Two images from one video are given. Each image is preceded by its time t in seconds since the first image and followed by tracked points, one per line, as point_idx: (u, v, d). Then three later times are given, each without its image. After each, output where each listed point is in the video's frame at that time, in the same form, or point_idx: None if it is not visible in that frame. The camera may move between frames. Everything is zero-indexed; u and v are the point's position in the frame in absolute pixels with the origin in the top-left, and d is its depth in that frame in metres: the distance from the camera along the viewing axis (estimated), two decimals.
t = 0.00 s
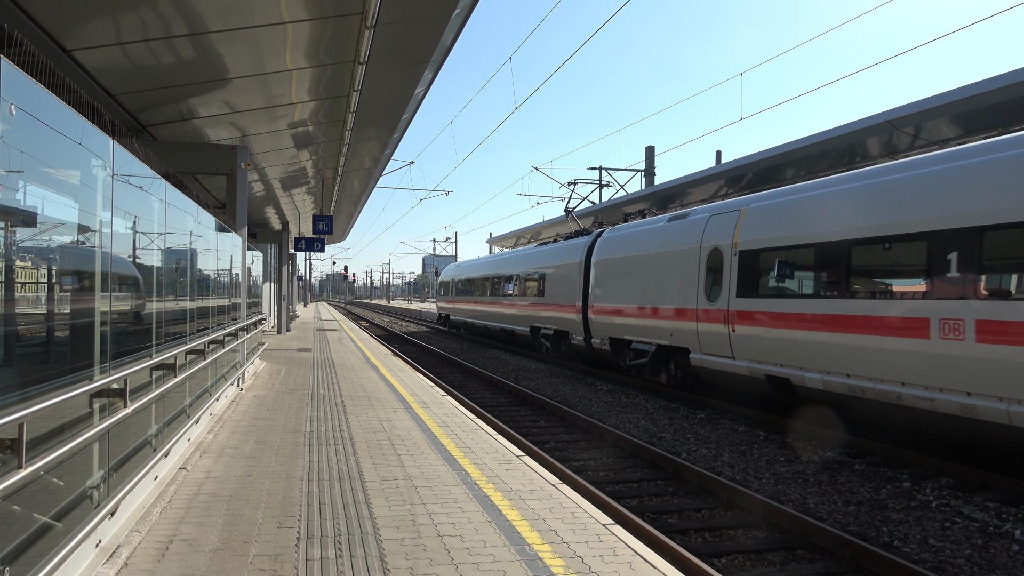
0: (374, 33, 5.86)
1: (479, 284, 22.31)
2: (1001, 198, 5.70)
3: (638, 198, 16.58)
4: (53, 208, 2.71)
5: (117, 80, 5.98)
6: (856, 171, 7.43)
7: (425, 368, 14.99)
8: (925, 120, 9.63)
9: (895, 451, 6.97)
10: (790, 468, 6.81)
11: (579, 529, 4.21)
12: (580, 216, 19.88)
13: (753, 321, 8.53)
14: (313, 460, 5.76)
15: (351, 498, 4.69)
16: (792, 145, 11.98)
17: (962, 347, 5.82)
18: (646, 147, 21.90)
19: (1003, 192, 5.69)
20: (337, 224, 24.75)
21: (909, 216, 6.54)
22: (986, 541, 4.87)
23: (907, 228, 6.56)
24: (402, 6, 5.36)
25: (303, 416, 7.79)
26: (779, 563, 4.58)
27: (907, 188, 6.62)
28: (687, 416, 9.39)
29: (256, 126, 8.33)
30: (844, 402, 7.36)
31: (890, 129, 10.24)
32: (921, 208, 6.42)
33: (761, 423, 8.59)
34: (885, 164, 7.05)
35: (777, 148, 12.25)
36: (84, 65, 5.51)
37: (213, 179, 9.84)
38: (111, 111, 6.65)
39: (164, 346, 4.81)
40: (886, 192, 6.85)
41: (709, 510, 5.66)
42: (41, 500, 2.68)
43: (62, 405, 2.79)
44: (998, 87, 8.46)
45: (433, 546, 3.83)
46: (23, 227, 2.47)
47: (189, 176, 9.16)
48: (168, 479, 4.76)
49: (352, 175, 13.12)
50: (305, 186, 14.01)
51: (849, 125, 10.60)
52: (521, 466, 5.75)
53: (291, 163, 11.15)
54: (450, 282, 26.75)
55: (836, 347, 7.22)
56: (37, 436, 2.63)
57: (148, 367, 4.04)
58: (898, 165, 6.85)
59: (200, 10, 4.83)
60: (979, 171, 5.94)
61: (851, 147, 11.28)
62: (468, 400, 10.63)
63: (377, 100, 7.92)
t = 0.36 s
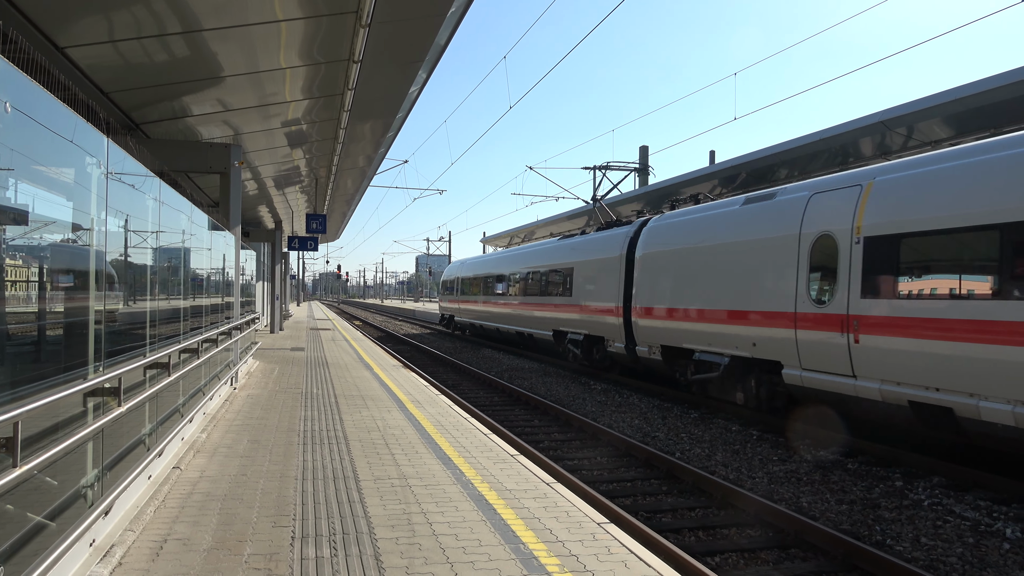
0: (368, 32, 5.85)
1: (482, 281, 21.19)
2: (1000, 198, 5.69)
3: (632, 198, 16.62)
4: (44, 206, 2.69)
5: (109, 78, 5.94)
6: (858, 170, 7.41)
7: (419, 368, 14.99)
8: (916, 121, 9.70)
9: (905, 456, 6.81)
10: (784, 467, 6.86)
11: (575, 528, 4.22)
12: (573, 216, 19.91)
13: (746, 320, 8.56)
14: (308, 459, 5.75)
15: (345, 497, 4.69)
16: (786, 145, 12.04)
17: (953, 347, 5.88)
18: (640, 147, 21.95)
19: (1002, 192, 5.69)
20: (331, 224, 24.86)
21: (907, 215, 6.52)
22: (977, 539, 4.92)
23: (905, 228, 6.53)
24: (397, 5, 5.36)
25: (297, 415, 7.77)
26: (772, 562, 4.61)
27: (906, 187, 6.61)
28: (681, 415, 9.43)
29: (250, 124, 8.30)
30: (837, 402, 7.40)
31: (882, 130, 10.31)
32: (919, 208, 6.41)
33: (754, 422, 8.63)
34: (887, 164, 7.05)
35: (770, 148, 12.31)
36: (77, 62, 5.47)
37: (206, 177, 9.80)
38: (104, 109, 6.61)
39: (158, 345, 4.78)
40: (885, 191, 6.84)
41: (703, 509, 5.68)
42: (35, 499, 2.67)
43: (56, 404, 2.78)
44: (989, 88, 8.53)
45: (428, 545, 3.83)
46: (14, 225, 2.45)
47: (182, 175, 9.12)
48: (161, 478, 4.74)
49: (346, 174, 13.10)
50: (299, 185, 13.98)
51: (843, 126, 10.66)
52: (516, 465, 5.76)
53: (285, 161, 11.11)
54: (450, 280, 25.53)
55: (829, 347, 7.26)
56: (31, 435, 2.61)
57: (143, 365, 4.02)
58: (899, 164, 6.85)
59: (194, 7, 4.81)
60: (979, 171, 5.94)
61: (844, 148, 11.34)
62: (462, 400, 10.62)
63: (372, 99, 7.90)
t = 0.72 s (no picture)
0: (360, 31, 5.85)
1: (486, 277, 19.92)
2: (996, 199, 5.66)
3: (624, 198, 16.68)
4: (34, 204, 2.67)
5: (100, 76, 5.89)
6: (858, 170, 7.37)
7: (411, 367, 15.01)
8: (906, 122, 9.78)
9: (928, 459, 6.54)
10: (774, 466, 6.91)
11: (567, 526, 4.23)
12: (565, 216, 19.95)
13: (736, 320, 8.59)
14: (300, 458, 5.74)
15: (337, 496, 4.68)
16: (777, 146, 12.13)
17: (940, 346, 5.94)
18: (632, 147, 22.02)
19: (997, 193, 5.66)
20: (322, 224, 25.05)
21: (902, 215, 6.47)
22: (965, 537, 4.98)
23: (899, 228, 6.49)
24: (389, 4, 5.36)
25: (288, 414, 7.75)
26: (762, 559, 4.64)
27: (904, 187, 6.57)
28: (672, 414, 9.48)
29: (241, 123, 8.26)
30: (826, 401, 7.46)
31: (873, 131, 10.39)
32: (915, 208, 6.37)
33: (745, 422, 8.68)
34: (888, 164, 7.01)
35: (762, 149, 12.39)
36: (67, 59, 5.43)
37: (197, 175, 9.74)
38: (95, 107, 6.57)
39: (150, 343, 4.76)
40: (882, 190, 6.80)
41: (694, 507, 5.72)
42: (25, 498, 2.65)
43: (47, 402, 2.76)
44: (979, 90, 8.61)
45: (421, 544, 3.83)
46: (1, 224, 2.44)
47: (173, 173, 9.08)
48: (153, 477, 4.72)
49: (338, 173, 13.07)
50: (290, 183, 13.93)
51: (835, 126, 10.73)
52: (508, 464, 5.76)
53: (276, 160, 11.07)
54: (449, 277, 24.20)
55: (819, 346, 7.30)
56: (23, 433, 2.61)
57: (134, 364, 4.00)
58: (899, 165, 6.82)
59: (185, 5, 4.79)
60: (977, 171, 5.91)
61: (835, 149, 11.43)
62: (454, 398, 10.62)
63: (363, 98, 7.89)
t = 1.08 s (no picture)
0: (352, 29, 5.83)
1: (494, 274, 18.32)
2: (991, 198, 5.63)
3: (614, 198, 16.73)
4: (21, 202, 2.65)
5: (88, 72, 5.84)
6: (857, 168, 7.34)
7: (401, 366, 15.00)
8: (896, 122, 9.87)
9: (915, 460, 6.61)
10: (764, 465, 6.96)
11: (558, 525, 4.25)
12: (556, 215, 20.00)
13: (727, 320, 8.64)
14: (291, 457, 5.72)
15: (328, 495, 4.68)
16: (768, 146, 12.21)
17: (928, 345, 6.00)
18: (623, 147, 22.09)
19: (992, 193, 5.64)
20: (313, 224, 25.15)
21: (898, 213, 6.45)
22: (952, 535, 5.03)
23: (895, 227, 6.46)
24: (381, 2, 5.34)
25: (278, 413, 7.72)
26: (753, 558, 4.68)
27: (902, 185, 6.55)
28: (663, 413, 9.51)
29: (230, 121, 8.21)
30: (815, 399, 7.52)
31: (862, 131, 10.48)
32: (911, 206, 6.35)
33: (735, 420, 8.73)
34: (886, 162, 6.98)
35: (753, 149, 12.48)
36: (55, 56, 5.38)
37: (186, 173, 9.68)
38: (84, 105, 6.52)
39: (139, 342, 4.73)
40: (879, 189, 6.77)
41: (685, 506, 5.75)
42: (13, 498, 2.62)
43: (36, 401, 2.74)
44: (967, 91, 8.70)
45: (412, 543, 3.83)
46: None
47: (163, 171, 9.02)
48: (142, 476, 4.69)
49: (328, 172, 13.04)
50: (280, 182, 13.87)
51: (825, 126, 10.81)
52: (499, 463, 5.76)
53: (266, 158, 11.01)
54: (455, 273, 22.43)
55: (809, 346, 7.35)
56: (11, 432, 2.58)
57: (123, 363, 3.98)
58: (900, 163, 6.75)
59: (175, 2, 4.75)
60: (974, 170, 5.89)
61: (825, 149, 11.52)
62: (445, 398, 10.62)
63: (355, 96, 7.86)
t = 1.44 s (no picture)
0: (338, 27, 5.82)
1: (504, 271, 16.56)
2: (993, 198, 5.50)
3: (601, 198, 16.81)
4: (3, 201, 2.62)
5: (71, 69, 5.77)
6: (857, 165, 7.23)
7: (387, 365, 14.98)
8: (878, 123, 10.01)
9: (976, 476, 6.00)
10: (749, 462, 7.03)
11: (544, 523, 4.27)
12: (544, 215, 20.05)
13: (715, 319, 8.72)
14: (276, 457, 5.69)
15: (313, 495, 4.66)
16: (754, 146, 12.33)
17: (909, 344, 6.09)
18: (611, 147, 22.18)
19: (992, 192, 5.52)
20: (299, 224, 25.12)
21: (895, 211, 6.36)
22: (934, 531, 5.12)
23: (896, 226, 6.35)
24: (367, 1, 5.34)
25: (264, 413, 7.68)
26: (737, 555, 4.74)
27: (897, 182, 6.46)
28: (648, 412, 9.58)
29: (216, 119, 8.14)
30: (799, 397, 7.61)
31: (847, 132, 10.60)
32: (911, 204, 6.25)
33: (720, 418, 8.82)
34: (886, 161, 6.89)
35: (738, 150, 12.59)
36: (37, 52, 5.30)
37: (171, 172, 9.59)
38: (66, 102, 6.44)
39: (122, 342, 4.69)
40: (876, 185, 6.66)
41: (670, 504, 5.80)
42: None
43: (18, 401, 2.72)
44: (946, 93, 8.85)
45: (398, 542, 3.84)
46: None
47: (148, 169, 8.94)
48: (125, 477, 4.64)
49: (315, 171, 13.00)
50: (266, 181, 13.79)
51: (810, 127, 10.93)
52: (485, 462, 5.77)
53: (252, 157, 10.93)
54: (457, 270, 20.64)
55: (793, 344, 7.44)
56: None
57: (107, 363, 3.94)
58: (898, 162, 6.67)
59: None
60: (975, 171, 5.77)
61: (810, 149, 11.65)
62: (431, 397, 10.63)
63: (341, 95, 7.83)
